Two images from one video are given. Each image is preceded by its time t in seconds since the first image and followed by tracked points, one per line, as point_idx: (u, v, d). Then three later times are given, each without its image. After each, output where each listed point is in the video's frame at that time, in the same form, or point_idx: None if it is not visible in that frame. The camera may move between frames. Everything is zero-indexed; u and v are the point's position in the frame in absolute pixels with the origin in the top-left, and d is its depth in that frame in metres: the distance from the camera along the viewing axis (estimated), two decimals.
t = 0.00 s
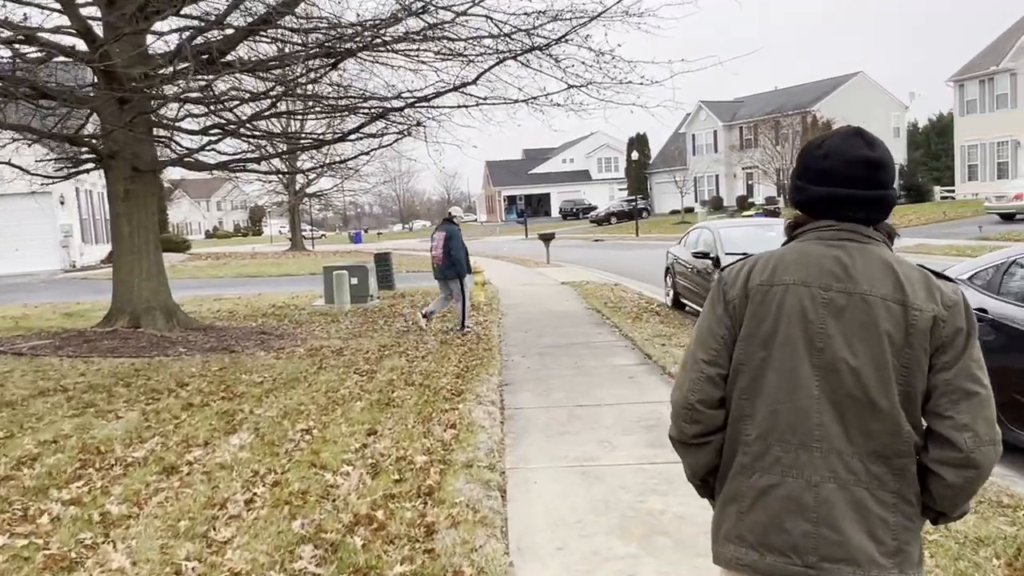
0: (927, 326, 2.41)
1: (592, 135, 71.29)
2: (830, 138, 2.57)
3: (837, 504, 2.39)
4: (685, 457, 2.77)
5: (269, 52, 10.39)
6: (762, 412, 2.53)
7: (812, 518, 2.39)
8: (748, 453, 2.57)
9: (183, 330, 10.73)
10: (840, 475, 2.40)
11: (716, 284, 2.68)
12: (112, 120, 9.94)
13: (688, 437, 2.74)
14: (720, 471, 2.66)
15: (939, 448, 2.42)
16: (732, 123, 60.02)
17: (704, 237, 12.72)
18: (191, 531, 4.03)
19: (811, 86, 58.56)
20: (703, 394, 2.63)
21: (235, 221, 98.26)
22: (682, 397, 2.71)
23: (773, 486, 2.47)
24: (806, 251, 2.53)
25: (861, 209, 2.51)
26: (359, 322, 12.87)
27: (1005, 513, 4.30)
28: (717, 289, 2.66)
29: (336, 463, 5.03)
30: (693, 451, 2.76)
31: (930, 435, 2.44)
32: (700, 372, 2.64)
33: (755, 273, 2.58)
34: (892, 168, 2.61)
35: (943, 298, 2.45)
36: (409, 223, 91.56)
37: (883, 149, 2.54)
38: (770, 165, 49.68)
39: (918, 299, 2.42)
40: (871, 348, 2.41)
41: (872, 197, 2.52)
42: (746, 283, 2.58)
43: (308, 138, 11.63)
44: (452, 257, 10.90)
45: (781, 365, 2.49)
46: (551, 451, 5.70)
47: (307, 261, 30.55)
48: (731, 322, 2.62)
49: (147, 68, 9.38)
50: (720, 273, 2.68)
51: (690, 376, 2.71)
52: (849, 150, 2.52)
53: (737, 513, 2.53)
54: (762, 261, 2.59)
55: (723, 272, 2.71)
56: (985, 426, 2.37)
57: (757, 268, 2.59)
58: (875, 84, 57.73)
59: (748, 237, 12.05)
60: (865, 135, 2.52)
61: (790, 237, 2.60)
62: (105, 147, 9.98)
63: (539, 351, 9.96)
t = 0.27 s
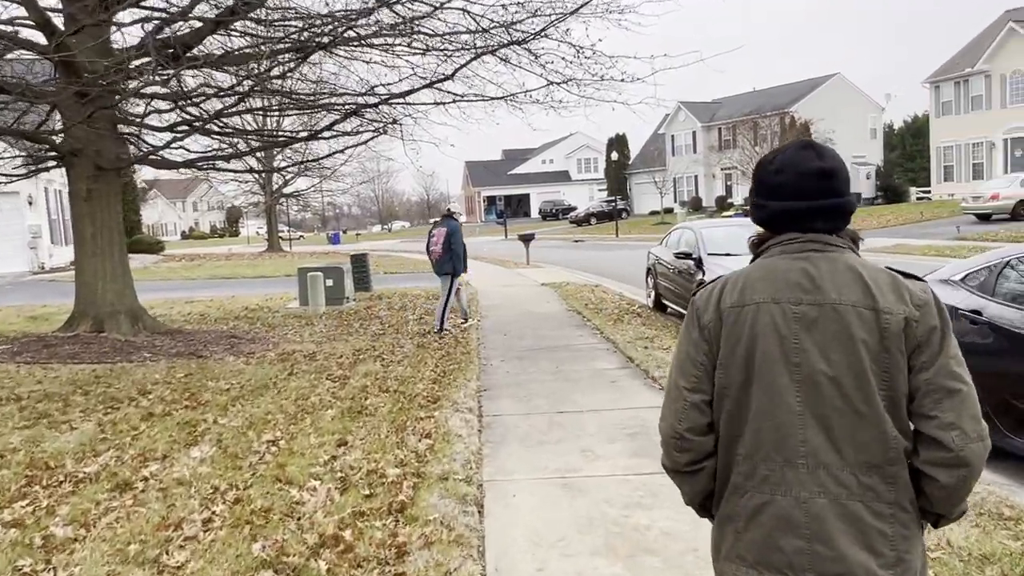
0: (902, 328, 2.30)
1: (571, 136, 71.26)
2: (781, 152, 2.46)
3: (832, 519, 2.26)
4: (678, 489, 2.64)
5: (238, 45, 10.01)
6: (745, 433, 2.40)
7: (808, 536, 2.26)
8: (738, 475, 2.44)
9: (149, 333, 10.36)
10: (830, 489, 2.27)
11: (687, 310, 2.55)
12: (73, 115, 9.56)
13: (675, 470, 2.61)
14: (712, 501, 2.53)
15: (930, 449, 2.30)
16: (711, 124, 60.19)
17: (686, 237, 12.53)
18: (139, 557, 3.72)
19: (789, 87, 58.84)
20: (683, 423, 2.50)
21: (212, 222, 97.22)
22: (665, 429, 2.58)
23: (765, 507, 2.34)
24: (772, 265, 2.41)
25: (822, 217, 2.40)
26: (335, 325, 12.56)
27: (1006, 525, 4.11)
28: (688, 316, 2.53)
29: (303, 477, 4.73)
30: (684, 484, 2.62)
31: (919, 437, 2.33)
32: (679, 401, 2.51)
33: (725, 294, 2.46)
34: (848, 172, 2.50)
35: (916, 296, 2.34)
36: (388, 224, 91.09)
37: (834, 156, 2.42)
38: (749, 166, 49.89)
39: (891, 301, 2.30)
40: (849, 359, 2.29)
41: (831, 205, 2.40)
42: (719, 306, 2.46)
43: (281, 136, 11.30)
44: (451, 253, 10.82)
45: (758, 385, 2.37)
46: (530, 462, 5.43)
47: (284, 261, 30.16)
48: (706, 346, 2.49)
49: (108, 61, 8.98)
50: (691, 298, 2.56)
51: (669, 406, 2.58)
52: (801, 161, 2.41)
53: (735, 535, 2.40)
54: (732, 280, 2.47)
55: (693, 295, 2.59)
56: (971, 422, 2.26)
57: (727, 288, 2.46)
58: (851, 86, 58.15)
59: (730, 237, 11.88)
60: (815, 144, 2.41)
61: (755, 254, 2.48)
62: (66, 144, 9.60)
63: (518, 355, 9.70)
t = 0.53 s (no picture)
0: (872, 315, 2.39)
1: (549, 136, 71.01)
2: (744, 150, 2.57)
3: (814, 507, 2.34)
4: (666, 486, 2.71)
5: (203, 42, 9.64)
6: (726, 426, 2.49)
7: (793, 525, 2.33)
8: (721, 468, 2.52)
9: (111, 342, 9.95)
10: (812, 478, 2.35)
11: (664, 309, 2.63)
12: (31, 114, 9.15)
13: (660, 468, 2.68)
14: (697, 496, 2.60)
15: (906, 431, 2.39)
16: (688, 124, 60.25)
17: (667, 240, 12.31)
18: None
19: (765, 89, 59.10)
20: (664, 422, 2.57)
21: (186, 223, 95.70)
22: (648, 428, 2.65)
23: (748, 498, 2.41)
24: (743, 262, 2.50)
25: (788, 211, 2.51)
26: (308, 330, 12.20)
27: (1011, 546, 3.92)
28: (666, 315, 2.61)
29: (265, 500, 4.42)
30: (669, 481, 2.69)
31: (894, 419, 2.42)
32: (661, 400, 2.59)
33: (700, 292, 2.55)
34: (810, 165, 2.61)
35: (884, 283, 2.44)
36: (364, 225, 90.34)
37: (796, 150, 2.53)
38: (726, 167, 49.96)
39: (860, 289, 2.40)
40: (821, 348, 2.39)
41: (797, 198, 2.51)
42: (696, 305, 2.54)
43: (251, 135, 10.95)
44: (452, 256, 10.75)
45: (737, 377, 2.45)
46: (508, 479, 5.15)
47: (257, 264, 29.59)
48: (684, 344, 2.57)
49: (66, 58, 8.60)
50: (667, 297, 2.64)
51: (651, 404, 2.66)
52: (763, 157, 2.52)
53: (722, 528, 2.48)
54: (707, 277, 2.55)
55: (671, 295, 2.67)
56: (943, 400, 2.37)
57: (702, 286, 2.55)
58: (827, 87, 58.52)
59: (710, 240, 11.69)
60: (775, 141, 2.52)
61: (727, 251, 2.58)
62: (22, 144, 9.18)
63: (496, 362, 9.42)
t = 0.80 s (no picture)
0: (891, 317, 2.32)
1: (526, 137, 70.81)
2: (756, 147, 2.48)
3: (828, 509, 2.27)
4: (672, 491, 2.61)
5: (169, 35, 9.27)
6: (741, 427, 2.40)
7: (807, 528, 2.26)
8: (732, 471, 2.43)
9: (73, 348, 9.54)
10: (828, 480, 2.28)
11: (675, 308, 2.52)
12: None
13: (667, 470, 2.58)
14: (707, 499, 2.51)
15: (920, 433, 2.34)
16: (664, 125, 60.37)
17: (648, 241, 12.11)
18: None
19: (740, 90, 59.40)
20: (676, 422, 2.47)
21: (157, 224, 94.17)
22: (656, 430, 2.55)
23: (761, 501, 2.33)
24: (756, 260, 2.42)
25: (802, 209, 2.42)
26: (280, 333, 11.85)
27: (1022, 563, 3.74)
28: (677, 313, 2.51)
29: (233, 520, 4.12)
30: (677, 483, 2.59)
31: (910, 420, 2.36)
32: (671, 401, 2.48)
33: (713, 291, 2.45)
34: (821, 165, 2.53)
35: (901, 283, 2.37)
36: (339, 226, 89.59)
37: (811, 148, 2.45)
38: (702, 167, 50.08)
39: (879, 289, 2.33)
40: (840, 348, 2.32)
41: (810, 197, 2.42)
42: (710, 303, 2.44)
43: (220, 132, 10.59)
44: (451, 249, 10.90)
45: (752, 378, 2.37)
46: (492, 493, 4.90)
47: (229, 266, 29.07)
48: (697, 344, 2.47)
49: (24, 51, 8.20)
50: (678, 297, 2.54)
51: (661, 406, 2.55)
52: (776, 154, 2.43)
53: (733, 532, 2.39)
54: (721, 276, 2.46)
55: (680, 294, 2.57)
56: (958, 402, 2.32)
57: (717, 284, 2.45)
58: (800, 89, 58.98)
59: (692, 240, 11.49)
60: (789, 138, 2.43)
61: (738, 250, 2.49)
62: None
63: (477, 366, 9.15)
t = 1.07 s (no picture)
0: (948, 344, 2.32)
1: (500, 137, 70.55)
2: (814, 166, 2.46)
3: (878, 531, 2.27)
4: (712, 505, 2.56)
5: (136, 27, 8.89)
6: (795, 447, 2.37)
7: (858, 550, 2.25)
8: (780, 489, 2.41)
9: (33, 353, 9.10)
10: (879, 502, 2.28)
11: (728, 322, 2.48)
12: None
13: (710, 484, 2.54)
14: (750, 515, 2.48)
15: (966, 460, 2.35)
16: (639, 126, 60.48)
17: (631, 242, 11.94)
18: None
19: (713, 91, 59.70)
20: (728, 438, 2.43)
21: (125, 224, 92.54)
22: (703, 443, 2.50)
23: (814, 520, 2.31)
24: (812, 280, 2.40)
25: (859, 233, 2.40)
26: (253, 337, 11.49)
27: None
28: (731, 328, 2.46)
29: (205, 546, 3.83)
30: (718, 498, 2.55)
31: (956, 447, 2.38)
32: (723, 417, 2.44)
33: (770, 308, 2.41)
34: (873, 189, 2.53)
35: (956, 312, 2.38)
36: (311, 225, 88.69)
37: (868, 173, 2.44)
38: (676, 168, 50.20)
39: (937, 316, 2.33)
40: (897, 373, 2.31)
41: (865, 221, 2.42)
42: (766, 321, 2.40)
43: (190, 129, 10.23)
44: (450, 257, 11.47)
45: (809, 399, 2.34)
46: (481, 508, 4.63)
47: (198, 266, 28.47)
48: (751, 361, 2.42)
49: None
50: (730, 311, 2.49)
51: (709, 420, 2.50)
52: (836, 176, 2.41)
53: (780, 549, 2.36)
54: (778, 294, 2.42)
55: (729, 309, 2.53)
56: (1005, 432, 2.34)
57: (774, 302, 2.41)
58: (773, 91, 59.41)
59: (675, 242, 11.32)
60: (848, 162, 2.42)
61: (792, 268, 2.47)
62: None
63: (458, 371, 8.89)
